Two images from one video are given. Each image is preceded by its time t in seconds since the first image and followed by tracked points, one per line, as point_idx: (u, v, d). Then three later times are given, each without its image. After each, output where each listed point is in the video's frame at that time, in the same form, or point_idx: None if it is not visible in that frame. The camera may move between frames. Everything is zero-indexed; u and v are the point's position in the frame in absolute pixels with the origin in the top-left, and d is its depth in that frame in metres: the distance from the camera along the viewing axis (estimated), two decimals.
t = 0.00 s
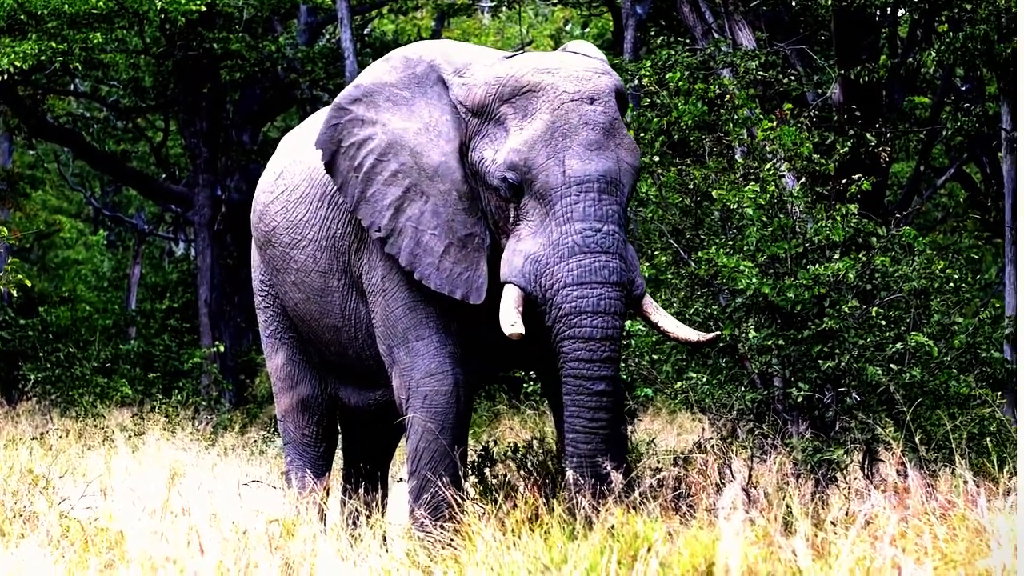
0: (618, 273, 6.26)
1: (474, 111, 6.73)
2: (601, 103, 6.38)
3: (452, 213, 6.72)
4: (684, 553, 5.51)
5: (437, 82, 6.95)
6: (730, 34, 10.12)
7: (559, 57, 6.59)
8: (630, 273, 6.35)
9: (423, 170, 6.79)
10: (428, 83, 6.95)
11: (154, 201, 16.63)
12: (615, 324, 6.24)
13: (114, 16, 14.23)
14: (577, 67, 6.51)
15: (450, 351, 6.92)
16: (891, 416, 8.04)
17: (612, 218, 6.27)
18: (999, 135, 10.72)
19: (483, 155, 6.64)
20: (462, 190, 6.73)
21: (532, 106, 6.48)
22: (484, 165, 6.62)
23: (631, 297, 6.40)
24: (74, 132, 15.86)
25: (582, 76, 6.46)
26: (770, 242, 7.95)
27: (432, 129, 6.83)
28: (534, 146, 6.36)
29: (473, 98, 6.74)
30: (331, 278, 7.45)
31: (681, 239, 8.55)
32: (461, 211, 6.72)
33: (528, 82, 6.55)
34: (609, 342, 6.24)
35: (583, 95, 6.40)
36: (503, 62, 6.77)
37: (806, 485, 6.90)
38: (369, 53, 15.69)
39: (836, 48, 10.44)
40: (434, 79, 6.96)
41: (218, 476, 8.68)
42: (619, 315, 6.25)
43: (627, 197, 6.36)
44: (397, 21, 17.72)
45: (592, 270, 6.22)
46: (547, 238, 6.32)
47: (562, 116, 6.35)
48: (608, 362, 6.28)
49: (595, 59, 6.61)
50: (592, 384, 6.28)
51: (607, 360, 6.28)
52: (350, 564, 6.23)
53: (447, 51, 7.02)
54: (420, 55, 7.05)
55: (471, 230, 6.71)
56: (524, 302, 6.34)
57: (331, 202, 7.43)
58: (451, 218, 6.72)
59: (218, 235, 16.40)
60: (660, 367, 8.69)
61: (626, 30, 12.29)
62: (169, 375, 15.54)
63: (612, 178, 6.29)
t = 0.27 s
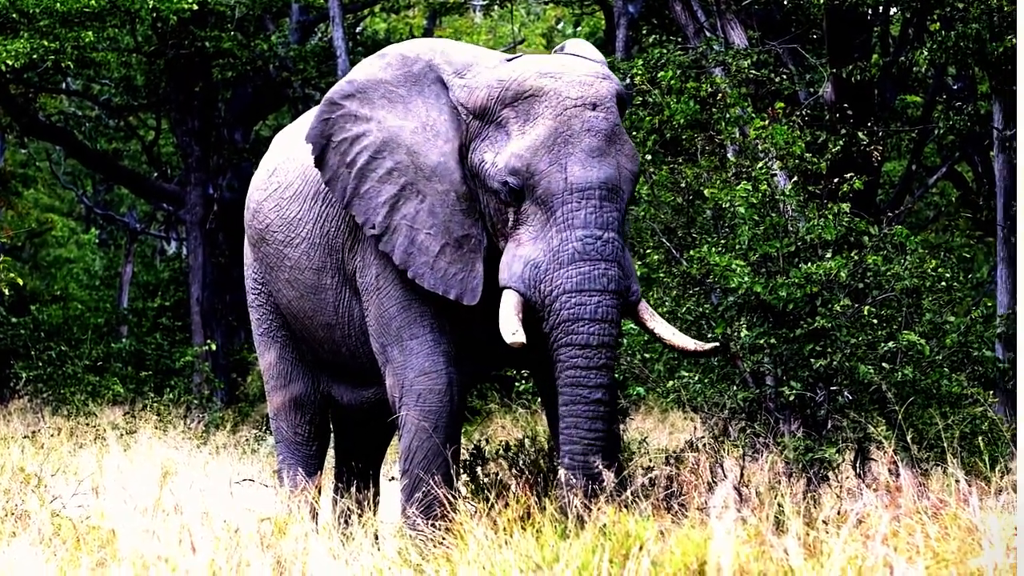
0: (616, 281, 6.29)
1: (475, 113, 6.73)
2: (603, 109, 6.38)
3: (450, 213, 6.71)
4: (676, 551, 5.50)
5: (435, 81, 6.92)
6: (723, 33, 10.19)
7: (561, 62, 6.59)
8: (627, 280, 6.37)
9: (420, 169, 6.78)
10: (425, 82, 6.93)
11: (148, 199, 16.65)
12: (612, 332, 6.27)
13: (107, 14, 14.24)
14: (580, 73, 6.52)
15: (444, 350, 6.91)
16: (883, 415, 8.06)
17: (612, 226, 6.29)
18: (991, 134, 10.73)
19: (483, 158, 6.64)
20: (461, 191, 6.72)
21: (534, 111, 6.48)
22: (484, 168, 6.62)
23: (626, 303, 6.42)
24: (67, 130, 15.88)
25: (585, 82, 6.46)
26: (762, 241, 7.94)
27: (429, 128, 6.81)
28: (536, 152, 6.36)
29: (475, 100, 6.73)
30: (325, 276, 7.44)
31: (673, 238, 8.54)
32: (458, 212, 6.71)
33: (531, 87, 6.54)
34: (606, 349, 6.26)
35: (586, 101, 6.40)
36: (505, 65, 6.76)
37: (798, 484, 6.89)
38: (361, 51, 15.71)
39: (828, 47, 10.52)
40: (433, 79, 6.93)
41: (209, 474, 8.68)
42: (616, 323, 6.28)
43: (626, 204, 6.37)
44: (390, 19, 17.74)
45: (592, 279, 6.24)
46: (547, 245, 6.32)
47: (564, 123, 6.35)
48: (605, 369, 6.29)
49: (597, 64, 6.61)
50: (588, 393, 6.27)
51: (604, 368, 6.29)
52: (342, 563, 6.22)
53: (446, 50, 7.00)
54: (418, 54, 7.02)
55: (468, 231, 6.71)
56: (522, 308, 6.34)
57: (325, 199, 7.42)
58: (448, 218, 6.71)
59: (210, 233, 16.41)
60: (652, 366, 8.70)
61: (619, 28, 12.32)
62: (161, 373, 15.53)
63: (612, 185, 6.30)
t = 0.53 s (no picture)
0: (615, 284, 6.29)
1: (474, 116, 6.71)
2: (601, 112, 6.37)
3: (445, 214, 6.70)
4: (668, 551, 5.48)
5: (431, 81, 6.91)
6: (715, 31, 10.27)
7: (559, 65, 6.58)
8: (625, 283, 6.37)
9: (414, 169, 6.77)
10: (421, 82, 6.90)
11: (140, 198, 16.67)
12: (612, 336, 6.27)
13: (100, 14, 14.24)
14: (578, 76, 6.51)
15: (438, 349, 6.91)
16: (876, 414, 8.09)
17: (610, 229, 6.29)
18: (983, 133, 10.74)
19: (480, 160, 6.63)
20: (458, 192, 6.71)
21: (532, 114, 6.47)
22: (481, 170, 6.61)
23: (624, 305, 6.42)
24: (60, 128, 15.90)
25: (584, 85, 6.45)
26: (755, 240, 7.94)
27: (425, 128, 6.80)
28: (535, 156, 6.35)
29: (473, 102, 6.72)
30: (318, 274, 7.42)
31: (666, 237, 8.54)
32: (453, 212, 6.70)
33: (529, 89, 6.53)
34: (606, 353, 6.26)
35: (584, 104, 6.38)
36: (503, 67, 6.75)
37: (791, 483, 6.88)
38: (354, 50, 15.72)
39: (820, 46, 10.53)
40: (429, 78, 6.91)
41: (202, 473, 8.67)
42: (616, 326, 6.28)
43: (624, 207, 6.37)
44: (383, 19, 17.76)
45: (592, 283, 6.24)
46: (546, 249, 6.32)
47: (563, 126, 6.34)
48: (606, 373, 6.29)
49: (594, 66, 6.60)
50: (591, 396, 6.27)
51: (605, 372, 6.28)
52: (335, 562, 6.20)
53: (442, 50, 6.98)
54: (414, 52, 7.00)
55: (463, 232, 6.70)
56: (521, 312, 6.34)
57: (318, 197, 7.40)
58: (444, 219, 6.70)
59: (203, 232, 16.42)
60: (644, 365, 8.76)
61: (612, 27, 12.36)
62: (154, 373, 15.53)
63: (611, 189, 6.30)
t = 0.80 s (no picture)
0: (611, 281, 6.28)
1: (467, 115, 6.72)
2: (595, 109, 6.37)
3: (438, 213, 6.69)
4: (662, 551, 5.49)
5: (423, 81, 6.91)
6: (710, 31, 10.33)
7: (552, 62, 6.59)
8: (620, 280, 6.37)
9: (406, 169, 6.76)
10: (412, 82, 6.91)
11: (134, 199, 16.69)
12: (610, 332, 6.27)
13: (94, 13, 14.24)
14: (571, 73, 6.51)
15: (432, 349, 6.91)
16: (870, 414, 8.11)
17: (605, 225, 6.29)
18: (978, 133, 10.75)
19: (475, 159, 6.64)
20: (453, 191, 6.70)
21: (526, 111, 6.48)
22: (477, 169, 6.61)
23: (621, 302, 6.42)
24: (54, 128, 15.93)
25: (577, 82, 6.46)
26: (750, 240, 7.94)
27: (418, 128, 6.80)
28: (529, 152, 6.35)
29: (468, 102, 6.73)
30: (311, 274, 7.42)
31: (660, 237, 8.56)
32: (448, 212, 6.69)
33: (522, 87, 6.54)
34: (604, 349, 6.25)
35: (578, 101, 6.39)
36: (497, 66, 6.76)
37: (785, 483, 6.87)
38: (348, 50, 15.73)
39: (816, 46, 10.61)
40: (421, 79, 6.92)
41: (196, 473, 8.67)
42: (613, 323, 6.27)
43: (619, 204, 6.37)
44: (378, 18, 17.76)
45: (588, 279, 6.23)
46: (541, 245, 6.31)
47: (556, 123, 6.34)
48: (604, 369, 6.28)
49: (587, 64, 6.61)
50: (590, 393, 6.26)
51: (604, 369, 6.27)
52: (329, 563, 6.20)
53: (435, 50, 6.99)
54: (405, 53, 7.00)
55: (458, 231, 6.69)
56: (516, 309, 6.33)
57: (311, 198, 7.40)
58: (437, 218, 6.69)
59: (197, 232, 16.43)
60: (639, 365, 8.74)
61: (606, 27, 12.40)
62: (148, 372, 15.53)
63: (605, 185, 6.30)
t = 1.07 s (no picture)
0: (599, 281, 6.27)
1: (459, 114, 6.71)
2: (586, 110, 6.37)
3: (429, 212, 6.69)
4: (658, 552, 5.48)
5: (415, 80, 6.90)
6: (706, 33, 10.37)
7: (544, 63, 6.59)
8: (610, 281, 6.36)
9: (399, 169, 6.76)
10: (405, 82, 6.91)
11: (131, 200, 16.68)
12: (597, 333, 6.26)
13: (91, 14, 14.24)
14: (563, 74, 6.51)
15: (427, 351, 6.91)
16: (866, 415, 8.03)
17: (595, 226, 6.28)
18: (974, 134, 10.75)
19: (465, 158, 6.63)
20: (443, 190, 6.69)
21: (516, 112, 6.48)
22: (466, 168, 6.60)
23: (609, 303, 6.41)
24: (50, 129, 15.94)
25: (568, 83, 6.46)
26: (745, 241, 7.94)
27: (410, 128, 6.80)
28: (518, 153, 6.36)
29: (458, 101, 6.72)
30: (306, 276, 7.42)
31: (657, 238, 8.57)
32: (440, 211, 6.68)
33: (513, 88, 6.54)
34: (591, 350, 6.24)
35: (568, 102, 6.39)
36: (488, 66, 6.76)
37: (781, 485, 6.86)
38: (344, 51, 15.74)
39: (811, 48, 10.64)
40: (414, 78, 6.91)
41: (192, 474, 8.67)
42: (601, 324, 6.26)
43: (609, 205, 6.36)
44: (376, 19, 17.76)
45: (575, 279, 6.23)
46: (529, 246, 6.31)
47: (546, 124, 6.35)
48: (591, 370, 6.26)
49: (580, 65, 6.61)
50: (576, 393, 6.25)
51: (590, 370, 6.26)
52: (325, 564, 6.19)
53: (427, 49, 6.98)
54: (398, 52, 7.00)
55: (448, 231, 6.68)
56: (504, 310, 6.33)
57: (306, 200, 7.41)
58: (428, 217, 6.68)
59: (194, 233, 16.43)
60: (635, 366, 8.72)
61: (602, 28, 12.41)
62: (144, 373, 15.51)
63: (595, 186, 6.30)
